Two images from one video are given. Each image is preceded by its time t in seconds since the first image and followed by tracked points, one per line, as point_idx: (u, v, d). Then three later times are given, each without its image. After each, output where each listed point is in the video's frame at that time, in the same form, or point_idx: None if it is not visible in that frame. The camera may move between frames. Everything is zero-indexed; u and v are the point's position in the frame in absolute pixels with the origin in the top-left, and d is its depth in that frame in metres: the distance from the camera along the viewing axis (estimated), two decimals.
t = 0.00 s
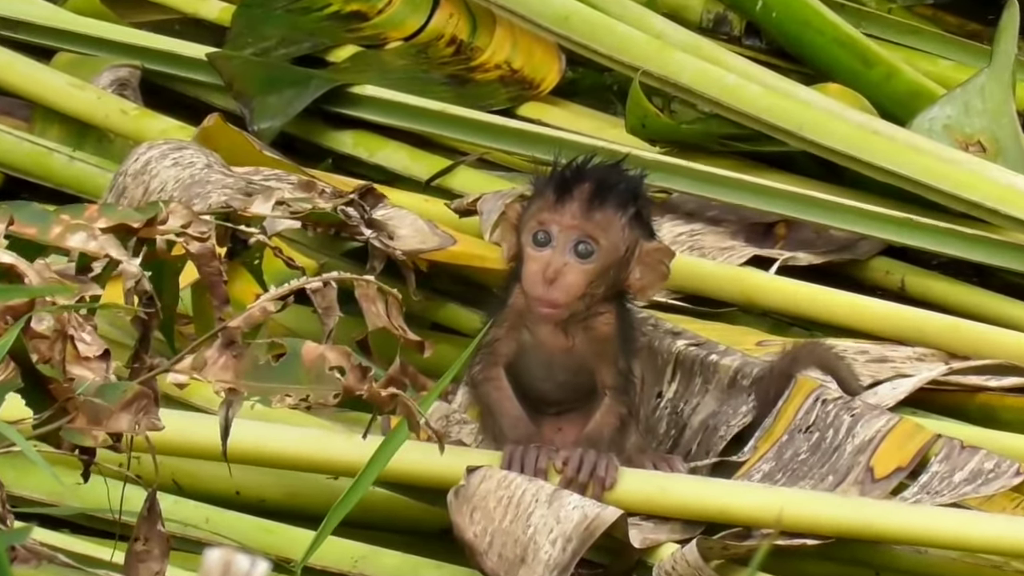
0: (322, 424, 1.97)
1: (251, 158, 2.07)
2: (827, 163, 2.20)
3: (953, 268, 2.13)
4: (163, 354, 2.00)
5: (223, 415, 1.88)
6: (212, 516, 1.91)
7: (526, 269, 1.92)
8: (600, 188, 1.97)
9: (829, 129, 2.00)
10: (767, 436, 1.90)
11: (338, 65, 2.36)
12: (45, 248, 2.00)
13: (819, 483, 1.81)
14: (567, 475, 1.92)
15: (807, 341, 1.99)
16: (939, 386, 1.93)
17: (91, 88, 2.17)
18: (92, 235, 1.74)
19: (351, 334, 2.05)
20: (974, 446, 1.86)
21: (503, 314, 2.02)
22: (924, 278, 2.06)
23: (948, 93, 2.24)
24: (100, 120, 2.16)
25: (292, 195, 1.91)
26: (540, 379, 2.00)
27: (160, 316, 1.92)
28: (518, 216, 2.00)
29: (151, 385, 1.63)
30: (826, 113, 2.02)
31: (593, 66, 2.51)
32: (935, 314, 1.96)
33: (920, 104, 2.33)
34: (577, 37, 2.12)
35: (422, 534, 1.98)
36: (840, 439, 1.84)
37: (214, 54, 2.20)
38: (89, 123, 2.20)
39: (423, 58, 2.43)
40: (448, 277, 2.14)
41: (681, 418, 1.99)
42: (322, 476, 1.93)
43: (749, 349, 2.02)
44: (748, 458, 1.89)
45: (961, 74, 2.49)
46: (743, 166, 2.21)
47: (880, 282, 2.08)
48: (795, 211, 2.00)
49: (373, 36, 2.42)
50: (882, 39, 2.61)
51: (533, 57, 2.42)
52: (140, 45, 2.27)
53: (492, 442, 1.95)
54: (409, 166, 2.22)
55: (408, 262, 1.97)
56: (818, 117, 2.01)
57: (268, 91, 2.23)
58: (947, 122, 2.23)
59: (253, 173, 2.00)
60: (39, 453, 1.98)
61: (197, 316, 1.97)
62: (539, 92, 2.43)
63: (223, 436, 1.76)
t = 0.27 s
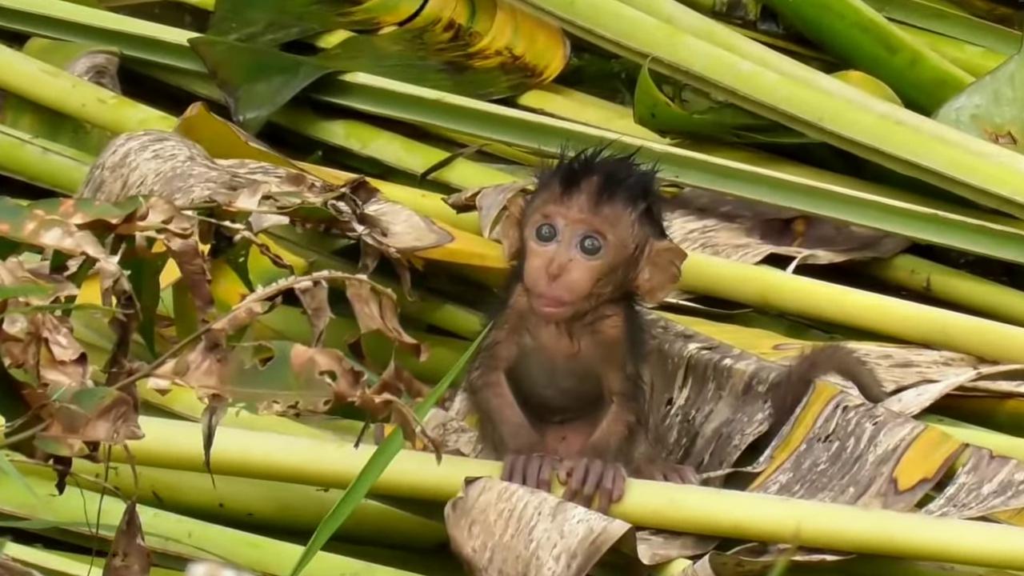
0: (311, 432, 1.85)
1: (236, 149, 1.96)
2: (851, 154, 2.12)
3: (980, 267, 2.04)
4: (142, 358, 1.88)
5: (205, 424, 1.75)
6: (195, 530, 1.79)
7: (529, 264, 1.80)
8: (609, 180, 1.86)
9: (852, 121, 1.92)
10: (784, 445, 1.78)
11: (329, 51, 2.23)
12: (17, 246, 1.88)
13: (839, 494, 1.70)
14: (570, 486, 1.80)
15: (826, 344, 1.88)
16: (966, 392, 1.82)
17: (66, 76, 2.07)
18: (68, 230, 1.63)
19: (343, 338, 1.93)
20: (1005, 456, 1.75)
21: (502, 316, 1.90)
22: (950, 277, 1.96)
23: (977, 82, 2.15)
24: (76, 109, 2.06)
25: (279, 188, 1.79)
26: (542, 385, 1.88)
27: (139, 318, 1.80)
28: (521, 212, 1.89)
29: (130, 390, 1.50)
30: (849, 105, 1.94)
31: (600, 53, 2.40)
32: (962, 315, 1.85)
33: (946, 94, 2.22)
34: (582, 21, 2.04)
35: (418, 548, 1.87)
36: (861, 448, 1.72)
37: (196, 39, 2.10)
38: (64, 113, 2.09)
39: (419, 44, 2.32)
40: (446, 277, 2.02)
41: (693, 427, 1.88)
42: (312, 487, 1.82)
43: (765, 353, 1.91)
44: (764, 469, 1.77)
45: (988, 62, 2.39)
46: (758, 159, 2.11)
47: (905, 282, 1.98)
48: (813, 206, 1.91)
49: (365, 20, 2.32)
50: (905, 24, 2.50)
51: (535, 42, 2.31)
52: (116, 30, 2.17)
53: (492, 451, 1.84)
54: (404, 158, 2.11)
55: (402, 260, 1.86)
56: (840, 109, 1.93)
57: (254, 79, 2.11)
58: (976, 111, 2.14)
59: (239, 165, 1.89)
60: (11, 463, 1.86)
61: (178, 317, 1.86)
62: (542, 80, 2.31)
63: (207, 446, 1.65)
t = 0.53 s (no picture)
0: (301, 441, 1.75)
1: (218, 141, 1.86)
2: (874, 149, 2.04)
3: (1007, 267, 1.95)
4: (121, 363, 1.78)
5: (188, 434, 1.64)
6: (176, 545, 1.68)
7: (530, 262, 1.69)
8: (615, 174, 1.75)
9: (874, 113, 1.84)
10: (800, 455, 1.68)
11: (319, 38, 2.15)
12: None
13: (858, 508, 1.60)
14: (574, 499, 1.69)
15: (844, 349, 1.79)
16: (992, 400, 1.72)
17: (40, 65, 1.97)
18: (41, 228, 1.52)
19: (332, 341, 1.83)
20: None
21: (502, 318, 1.79)
22: (975, 278, 1.87)
23: (1005, 71, 2.06)
24: (49, 99, 1.95)
25: (265, 184, 1.69)
26: (544, 392, 1.77)
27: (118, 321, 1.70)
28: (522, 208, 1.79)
29: (103, 398, 1.38)
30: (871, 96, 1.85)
31: (605, 40, 2.30)
32: (988, 318, 1.76)
33: (973, 83, 2.12)
34: (587, 6, 1.96)
35: (411, 563, 1.77)
36: (882, 459, 1.63)
37: (176, 25, 2.02)
38: (38, 104, 1.99)
39: (414, 30, 2.24)
40: (442, 276, 1.92)
41: (704, 436, 1.78)
42: (301, 499, 1.72)
43: (780, 358, 1.81)
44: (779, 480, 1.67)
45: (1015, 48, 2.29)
46: (773, 152, 2.03)
47: (928, 283, 1.90)
48: (830, 202, 1.83)
49: (357, 7, 2.26)
50: (928, 9, 2.40)
51: (538, 30, 2.21)
52: (95, 16, 2.09)
53: (491, 462, 1.74)
54: (398, 151, 2.01)
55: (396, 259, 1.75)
56: (862, 101, 1.84)
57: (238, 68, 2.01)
58: (1004, 101, 2.05)
59: (223, 159, 1.78)
60: None
61: (158, 320, 1.75)
62: (545, 70, 2.19)
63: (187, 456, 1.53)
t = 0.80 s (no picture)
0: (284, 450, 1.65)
1: (196, 131, 1.76)
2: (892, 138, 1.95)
3: None
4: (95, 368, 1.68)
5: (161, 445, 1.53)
6: (152, 561, 1.58)
7: (527, 258, 1.59)
8: (617, 165, 1.65)
9: (893, 102, 1.75)
10: (815, 466, 1.58)
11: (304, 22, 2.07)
12: None
13: (877, 521, 1.49)
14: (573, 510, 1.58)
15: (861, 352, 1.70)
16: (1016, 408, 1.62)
17: (9, 52, 1.88)
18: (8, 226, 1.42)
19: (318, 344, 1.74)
20: None
21: (497, 320, 1.69)
22: (1000, 277, 1.79)
23: None
24: (17, 88, 1.86)
25: (247, 177, 1.58)
26: (541, 398, 1.67)
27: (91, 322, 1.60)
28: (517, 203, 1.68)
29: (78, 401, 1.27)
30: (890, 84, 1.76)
31: (607, 24, 2.22)
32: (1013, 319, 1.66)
33: (996, 69, 2.00)
34: None
35: None
36: (901, 469, 1.53)
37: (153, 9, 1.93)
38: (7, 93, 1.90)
39: (406, 10, 2.15)
40: (434, 276, 1.83)
41: (713, 445, 1.68)
42: (284, 513, 1.61)
43: (793, 363, 1.72)
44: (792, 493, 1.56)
45: None
46: (787, 144, 1.93)
47: (950, 282, 1.82)
48: (844, 195, 1.75)
49: None
50: None
51: (536, 14, 2.12)
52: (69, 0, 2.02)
53: (487, 474, 1.64)
54: (387, 143, 1.91)
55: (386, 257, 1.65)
56: (880, 90, 1.76)
57: (216, 55, 1.92)
58: None
59: (203, 151, 1.69)
60: None
61: (133, 322, 1.65)
62: (543, 55, 2.09)
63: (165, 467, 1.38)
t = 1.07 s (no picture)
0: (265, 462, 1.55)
1: (169, 123, 1.66)
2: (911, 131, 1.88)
3: None
4: (64, 376, 1.58)
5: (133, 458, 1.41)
6: None
7: (523, 257, 1.49)
8: (619, 159, 1.55)
9: (915, 94, 1.70)
10: (831, 481, 1.47)
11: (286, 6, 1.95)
12: None
13: (897, 542, 1.37)
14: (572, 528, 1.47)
15: (879, 359, 1.61)
16: None
17: None
18: None
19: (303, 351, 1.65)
20: None
21: (493, 325, 1.59)
22: None
23: None
24: None
25: (226, 172, 1.48)
26: (537, 408, 1.58)
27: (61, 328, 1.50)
28: (513, 201, 1.58)
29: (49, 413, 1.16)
30: (912, 74, 1.71)
31: (609, 9, 2.13)
32: None
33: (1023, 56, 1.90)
34: None
35: None
36: (924, 485, 1.40)
37: None
38: None
39: None
40: (423, 277, 1.75)
41: (722, 457, 1.58)
42: (263, 531, 1.51)
43: (808, 371, 1.63)
44: (807, 509, 1.47)
45: None
46: (803, 137, 1.86)
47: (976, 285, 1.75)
48: (863, 192, 1.66)
49: None
50: None
51: None
52: None
53: (480, 489, 1.54)
54: (375, 136, 1.84)
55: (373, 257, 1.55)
56: (903, 81, 1.70)
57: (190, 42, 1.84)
58: None
59: (179, 146, 1.59)
60: None
61: (105, 327, 1.55)
62: (540, 42, 2.00)
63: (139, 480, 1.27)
